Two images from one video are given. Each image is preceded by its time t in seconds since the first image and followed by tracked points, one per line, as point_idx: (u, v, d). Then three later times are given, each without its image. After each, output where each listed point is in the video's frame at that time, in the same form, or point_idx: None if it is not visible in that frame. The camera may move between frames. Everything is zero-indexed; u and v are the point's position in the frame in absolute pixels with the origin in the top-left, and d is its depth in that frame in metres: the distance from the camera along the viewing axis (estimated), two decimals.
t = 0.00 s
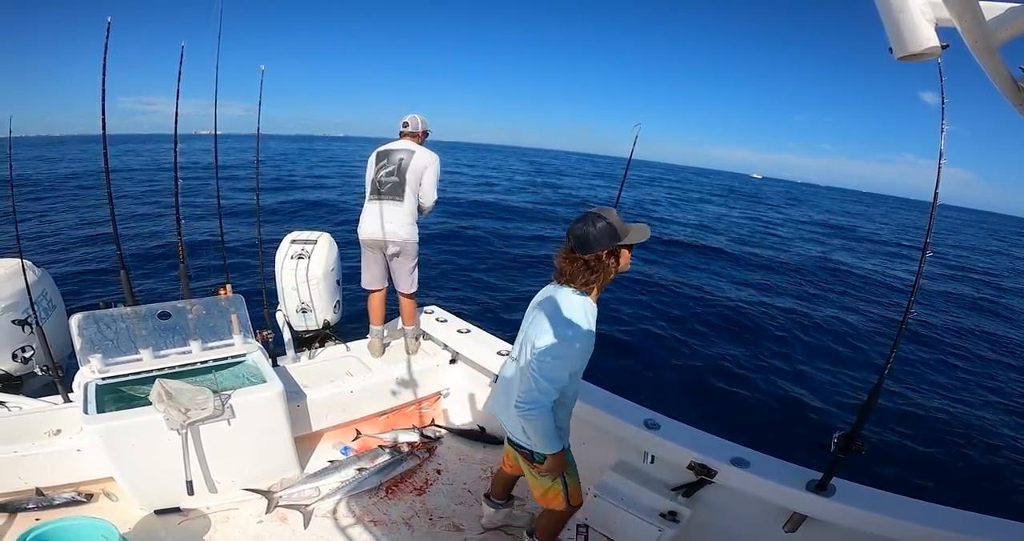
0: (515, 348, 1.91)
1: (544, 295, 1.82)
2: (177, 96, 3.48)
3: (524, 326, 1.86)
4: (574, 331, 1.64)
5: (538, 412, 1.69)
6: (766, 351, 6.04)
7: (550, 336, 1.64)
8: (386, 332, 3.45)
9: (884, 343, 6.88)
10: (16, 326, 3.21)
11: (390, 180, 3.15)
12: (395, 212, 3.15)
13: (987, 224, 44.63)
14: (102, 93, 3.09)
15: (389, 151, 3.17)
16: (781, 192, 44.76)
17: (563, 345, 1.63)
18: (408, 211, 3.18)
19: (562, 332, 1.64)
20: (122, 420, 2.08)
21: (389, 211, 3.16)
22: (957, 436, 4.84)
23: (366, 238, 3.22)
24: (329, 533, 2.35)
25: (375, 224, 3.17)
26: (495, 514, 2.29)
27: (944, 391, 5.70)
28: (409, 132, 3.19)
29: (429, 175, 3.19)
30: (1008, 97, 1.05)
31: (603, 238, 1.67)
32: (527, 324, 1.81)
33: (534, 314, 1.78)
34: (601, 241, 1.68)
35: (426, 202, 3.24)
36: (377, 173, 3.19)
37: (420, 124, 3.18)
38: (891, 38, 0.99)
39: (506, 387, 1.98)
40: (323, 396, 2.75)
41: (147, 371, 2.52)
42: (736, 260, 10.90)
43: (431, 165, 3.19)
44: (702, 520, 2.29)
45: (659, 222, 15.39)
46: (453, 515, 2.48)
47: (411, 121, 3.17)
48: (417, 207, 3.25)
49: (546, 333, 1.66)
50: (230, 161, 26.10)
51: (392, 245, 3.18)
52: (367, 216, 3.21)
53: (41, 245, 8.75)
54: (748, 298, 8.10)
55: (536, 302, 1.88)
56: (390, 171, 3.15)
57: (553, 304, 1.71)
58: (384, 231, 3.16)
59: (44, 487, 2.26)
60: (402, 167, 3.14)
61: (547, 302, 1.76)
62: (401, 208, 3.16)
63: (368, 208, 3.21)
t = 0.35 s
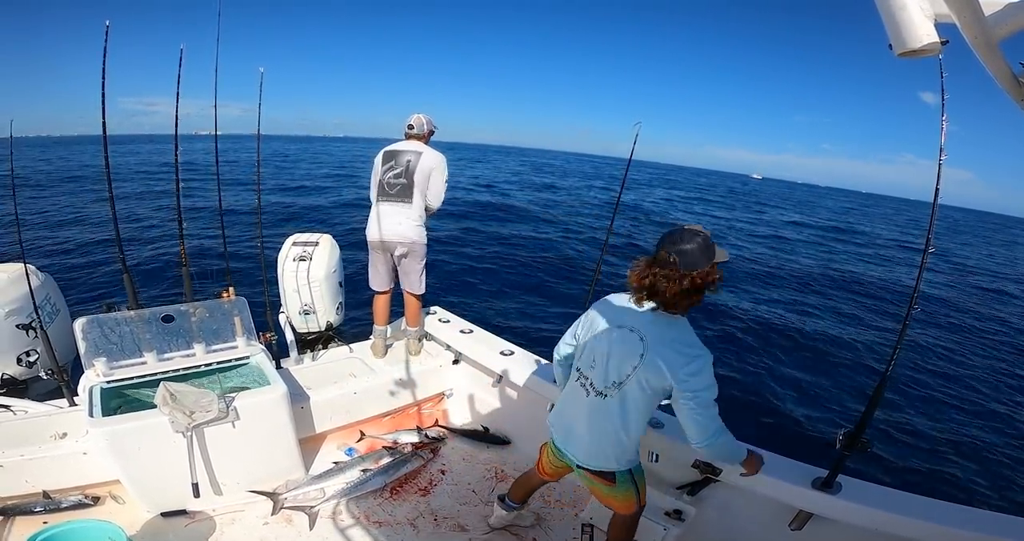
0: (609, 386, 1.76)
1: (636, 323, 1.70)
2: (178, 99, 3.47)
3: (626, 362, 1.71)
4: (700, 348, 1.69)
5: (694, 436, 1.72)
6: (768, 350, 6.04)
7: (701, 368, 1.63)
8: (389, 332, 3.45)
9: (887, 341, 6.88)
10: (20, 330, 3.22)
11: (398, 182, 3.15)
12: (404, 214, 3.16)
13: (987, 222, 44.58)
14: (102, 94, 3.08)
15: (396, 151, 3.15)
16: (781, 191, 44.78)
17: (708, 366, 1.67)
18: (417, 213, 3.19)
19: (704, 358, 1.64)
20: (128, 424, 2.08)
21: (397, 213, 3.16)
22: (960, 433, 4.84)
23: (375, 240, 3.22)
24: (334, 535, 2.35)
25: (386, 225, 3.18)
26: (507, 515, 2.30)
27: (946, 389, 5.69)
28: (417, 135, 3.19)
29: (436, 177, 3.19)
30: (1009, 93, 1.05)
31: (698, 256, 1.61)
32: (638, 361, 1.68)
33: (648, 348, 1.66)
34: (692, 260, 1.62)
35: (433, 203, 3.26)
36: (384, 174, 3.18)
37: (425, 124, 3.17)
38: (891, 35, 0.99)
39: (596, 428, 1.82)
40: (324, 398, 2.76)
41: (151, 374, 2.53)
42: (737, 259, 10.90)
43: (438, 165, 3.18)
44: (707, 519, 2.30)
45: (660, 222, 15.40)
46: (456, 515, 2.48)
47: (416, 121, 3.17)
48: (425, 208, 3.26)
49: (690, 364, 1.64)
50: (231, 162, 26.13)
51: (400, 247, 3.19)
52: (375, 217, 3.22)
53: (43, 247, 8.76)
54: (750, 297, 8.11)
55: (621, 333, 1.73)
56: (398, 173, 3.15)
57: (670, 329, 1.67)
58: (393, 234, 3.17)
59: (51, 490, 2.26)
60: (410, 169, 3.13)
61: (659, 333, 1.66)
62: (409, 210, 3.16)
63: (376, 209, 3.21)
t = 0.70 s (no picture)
0: (695, 398, 1.68)
1: (729, 335, 1.62)
2: (175, 97, 3.46)
3: (719, 375, 1.64)
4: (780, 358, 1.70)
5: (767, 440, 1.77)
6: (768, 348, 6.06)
7: (797, 383, 1.61)
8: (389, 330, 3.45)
9: (886, 340, 6.91)
10: (20, 330, 3.22)
11: (402, 183, 3.12)
12: (412, 215, 3.19)
13: (985, 221, 44.70)
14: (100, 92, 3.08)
15: (394, 151, 3.08)
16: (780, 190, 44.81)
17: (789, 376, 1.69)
18: (424, 209, 3.23)
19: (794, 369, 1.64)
20: (129, 423, 2.09)
21: (407, 214, 3.18)
22: (958, 431, 4.86)
23: (384, 241, 3.23)
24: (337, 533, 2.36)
25: (396, 227, 3.19)
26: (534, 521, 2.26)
27: (945, 387, 5.72)
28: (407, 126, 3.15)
29: (439, 171, 3.20)
30: (1008, 90, 1.05)
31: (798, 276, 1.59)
32: (732, 373, 1.64)
33: (745, 362, 1.62)
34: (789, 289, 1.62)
35: (441, 194, 3.28)
36: (385, 175, 3.12)
37: (417, 114, 3.13)
38: (890, 32, 0.99)
39: (671, 438, 1.75)
40: (325, 397, 2.76)
41: (151, 373, 2.54)
42: (736, 259, 10.94)
43: (437, 158, 3.18)
44: (708, 516, 2.30)
45: (659, 221, 15.43)
46: (457, 513, 2.49)
47: (407, 114, 3.12)
48: (430, 201, 3.29)
49: (786, 379, 1.62)
50: (230, 162, 26.13)
51: (411, 244, 3.23)
52: (380, 219, 3.20)
53: (42, 247, 8.76)
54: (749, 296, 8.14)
55: (712, 344, 1.63)
56: (401, 174, 3.11)
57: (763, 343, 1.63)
58: (403, 234, 3.20)
59: (53, 490, 2.27)
60: (412, 169, 3.11)
61: (755, 347, 1.61)
62: (416, 208, 3.19)
63: (380, 212, 3.19)
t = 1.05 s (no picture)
0: (713, 394, 1.68)
1: (749, 333, 1.63)
2: (173, 95, 3.45)
3: (736, 372, 1.65)
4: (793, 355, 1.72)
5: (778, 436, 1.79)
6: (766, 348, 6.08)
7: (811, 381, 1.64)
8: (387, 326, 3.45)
9: (883, 340, 6.94)
10: (17, 326, 3.21)
11: (402, 189, 3.12)
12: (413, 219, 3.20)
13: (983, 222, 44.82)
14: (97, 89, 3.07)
15: (392, 157, 3.07)
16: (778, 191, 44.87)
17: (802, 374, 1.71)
18: (425, 210, 3.25)
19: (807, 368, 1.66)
20: (126, 419, 2.08)
21: (408, 219, 3.19)
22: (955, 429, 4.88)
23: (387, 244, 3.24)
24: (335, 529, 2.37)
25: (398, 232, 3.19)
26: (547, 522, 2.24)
27: (942, 386, 5.74)
28: (400, 125, 3.13)
29: (437, 173, 3.21)
30: (1007, 90, 1.05)
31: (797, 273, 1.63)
32: (751, 371, 1.64)
33: (762, 360, 1.63)
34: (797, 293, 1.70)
35: (440, 193, 3.31)
36: (384, 183, 3.11)
37: (411, 117, 3.13)
38: (890, 30, 0.99)
39: (687, 434, 1.76)
40: (323, 393, 2.76)
41: (148, 369, 2.54)
42: (734, 259, 10.97)
43: (435, 158, 3.19)
44: (704, 513, 2.30)
45: (658, 222, 15.47)
46: (454, 509, 2.49)
47: (402, 115, 3.11)
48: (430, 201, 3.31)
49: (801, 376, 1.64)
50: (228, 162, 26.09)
51: (413, 244, 3.25)
52: (381, 225, 3.20)
53: (40, 245, 8.74)
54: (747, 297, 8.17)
55: (730, 342, 1.64)
56: (400, 180, 3.11)
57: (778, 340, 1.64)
58: (405, 236, 3.22)
59: (50, 486, 2.27)
60: (411, 174, 3.12)
61: (772, 346, 1.62)
62: (416, 212, 3.20)
63: (381, 219, 3.19)
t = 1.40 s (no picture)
0: (692, 385, 1.68)
1: (719, 321, 1.63)
2: (173, 92, 3.45)
3: (712, 360, 1.64)
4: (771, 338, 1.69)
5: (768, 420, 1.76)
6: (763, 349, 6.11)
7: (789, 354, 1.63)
8: (383, 325, 3.45)
9: (879, 340, 6.97)
10: (13, 323, 3.20)
11: (393, 180, 3.11)
12: (402, 211, 3.16)
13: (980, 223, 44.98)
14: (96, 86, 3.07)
15: (385, 148, 3.08)
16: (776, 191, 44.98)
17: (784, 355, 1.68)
18: (416, 205, 3.23)
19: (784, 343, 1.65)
20: (121, 417, 2.08)
21: (397, 211, 3.15)
22: (949, 429, 4.91)
23: (377, 237, 3.22)
24: (329, 528, 2.36)
25: (387, 224, 3.17)
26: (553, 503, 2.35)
27: (937, 387, 5.78)
28: (398, 121, 3.13)
29: (429, 167, 3.19)
30: (1006, 92, 1.05)
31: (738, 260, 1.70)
32: (725, 358, 1.63)
33: (734, 345, 1.62)
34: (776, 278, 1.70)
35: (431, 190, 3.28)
36: (375, 172, 3.11)
37: (409, 113, 3.13)
38: (888, 33, 0.99)
39: (673, 425, 1.77)
40: (320, 391, 2.75)
41: (144, 367, 2.54)
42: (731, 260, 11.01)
43: (429, 153, 3.19)
44: (700, 512, 2.31)
45: (656, 222, 15.50)
46: (450, 508, 2.49)
47: (400, 112, 3.12)
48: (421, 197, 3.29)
49: (777, 356, 1.62)
50: (226, 162, 26.04)
51: (404, 240, 3.23)
52: (371, 217, 3.19)
53: (37, 243, 8.72)
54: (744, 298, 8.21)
55: (701, 331, 1.64)
56: (391, 170, 3.10)
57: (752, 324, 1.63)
58: (395, 230, 3.19)
59: (44, 485, 2.26)
60: (402, 166, 3.11)
61: (744, 329, 1.61)
62: (406, 205, 3.17)
63: (370, 210, 3.17)
